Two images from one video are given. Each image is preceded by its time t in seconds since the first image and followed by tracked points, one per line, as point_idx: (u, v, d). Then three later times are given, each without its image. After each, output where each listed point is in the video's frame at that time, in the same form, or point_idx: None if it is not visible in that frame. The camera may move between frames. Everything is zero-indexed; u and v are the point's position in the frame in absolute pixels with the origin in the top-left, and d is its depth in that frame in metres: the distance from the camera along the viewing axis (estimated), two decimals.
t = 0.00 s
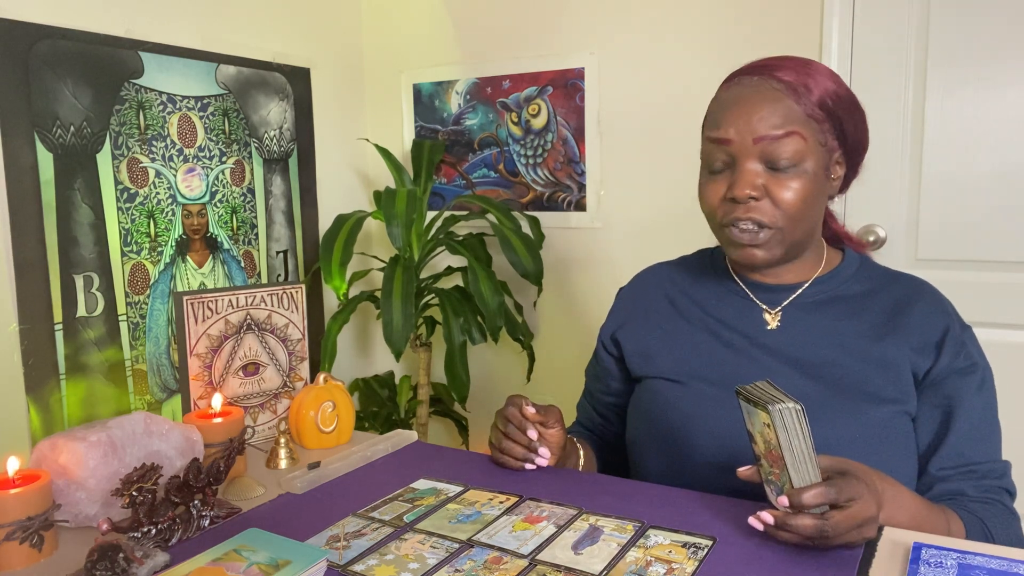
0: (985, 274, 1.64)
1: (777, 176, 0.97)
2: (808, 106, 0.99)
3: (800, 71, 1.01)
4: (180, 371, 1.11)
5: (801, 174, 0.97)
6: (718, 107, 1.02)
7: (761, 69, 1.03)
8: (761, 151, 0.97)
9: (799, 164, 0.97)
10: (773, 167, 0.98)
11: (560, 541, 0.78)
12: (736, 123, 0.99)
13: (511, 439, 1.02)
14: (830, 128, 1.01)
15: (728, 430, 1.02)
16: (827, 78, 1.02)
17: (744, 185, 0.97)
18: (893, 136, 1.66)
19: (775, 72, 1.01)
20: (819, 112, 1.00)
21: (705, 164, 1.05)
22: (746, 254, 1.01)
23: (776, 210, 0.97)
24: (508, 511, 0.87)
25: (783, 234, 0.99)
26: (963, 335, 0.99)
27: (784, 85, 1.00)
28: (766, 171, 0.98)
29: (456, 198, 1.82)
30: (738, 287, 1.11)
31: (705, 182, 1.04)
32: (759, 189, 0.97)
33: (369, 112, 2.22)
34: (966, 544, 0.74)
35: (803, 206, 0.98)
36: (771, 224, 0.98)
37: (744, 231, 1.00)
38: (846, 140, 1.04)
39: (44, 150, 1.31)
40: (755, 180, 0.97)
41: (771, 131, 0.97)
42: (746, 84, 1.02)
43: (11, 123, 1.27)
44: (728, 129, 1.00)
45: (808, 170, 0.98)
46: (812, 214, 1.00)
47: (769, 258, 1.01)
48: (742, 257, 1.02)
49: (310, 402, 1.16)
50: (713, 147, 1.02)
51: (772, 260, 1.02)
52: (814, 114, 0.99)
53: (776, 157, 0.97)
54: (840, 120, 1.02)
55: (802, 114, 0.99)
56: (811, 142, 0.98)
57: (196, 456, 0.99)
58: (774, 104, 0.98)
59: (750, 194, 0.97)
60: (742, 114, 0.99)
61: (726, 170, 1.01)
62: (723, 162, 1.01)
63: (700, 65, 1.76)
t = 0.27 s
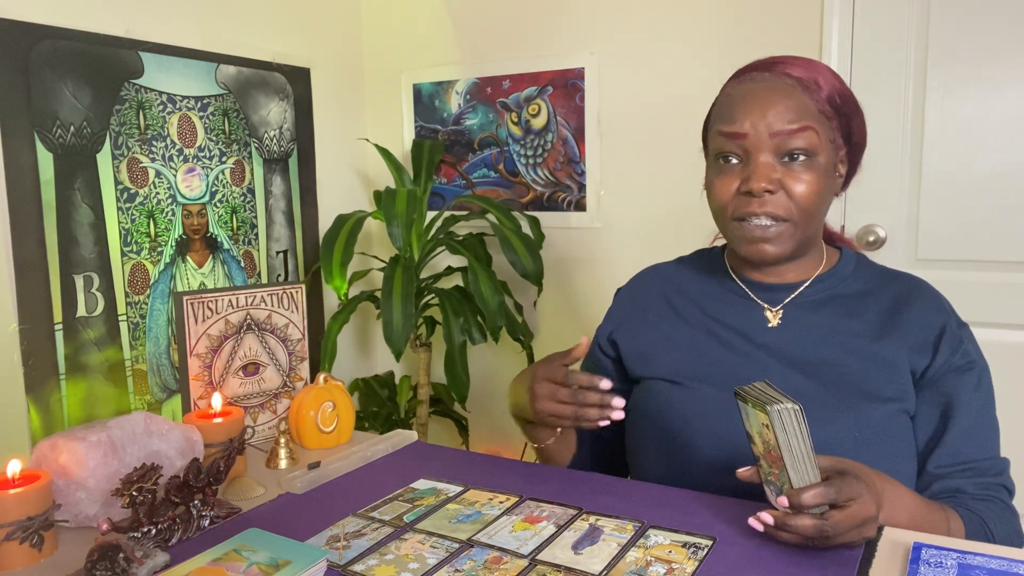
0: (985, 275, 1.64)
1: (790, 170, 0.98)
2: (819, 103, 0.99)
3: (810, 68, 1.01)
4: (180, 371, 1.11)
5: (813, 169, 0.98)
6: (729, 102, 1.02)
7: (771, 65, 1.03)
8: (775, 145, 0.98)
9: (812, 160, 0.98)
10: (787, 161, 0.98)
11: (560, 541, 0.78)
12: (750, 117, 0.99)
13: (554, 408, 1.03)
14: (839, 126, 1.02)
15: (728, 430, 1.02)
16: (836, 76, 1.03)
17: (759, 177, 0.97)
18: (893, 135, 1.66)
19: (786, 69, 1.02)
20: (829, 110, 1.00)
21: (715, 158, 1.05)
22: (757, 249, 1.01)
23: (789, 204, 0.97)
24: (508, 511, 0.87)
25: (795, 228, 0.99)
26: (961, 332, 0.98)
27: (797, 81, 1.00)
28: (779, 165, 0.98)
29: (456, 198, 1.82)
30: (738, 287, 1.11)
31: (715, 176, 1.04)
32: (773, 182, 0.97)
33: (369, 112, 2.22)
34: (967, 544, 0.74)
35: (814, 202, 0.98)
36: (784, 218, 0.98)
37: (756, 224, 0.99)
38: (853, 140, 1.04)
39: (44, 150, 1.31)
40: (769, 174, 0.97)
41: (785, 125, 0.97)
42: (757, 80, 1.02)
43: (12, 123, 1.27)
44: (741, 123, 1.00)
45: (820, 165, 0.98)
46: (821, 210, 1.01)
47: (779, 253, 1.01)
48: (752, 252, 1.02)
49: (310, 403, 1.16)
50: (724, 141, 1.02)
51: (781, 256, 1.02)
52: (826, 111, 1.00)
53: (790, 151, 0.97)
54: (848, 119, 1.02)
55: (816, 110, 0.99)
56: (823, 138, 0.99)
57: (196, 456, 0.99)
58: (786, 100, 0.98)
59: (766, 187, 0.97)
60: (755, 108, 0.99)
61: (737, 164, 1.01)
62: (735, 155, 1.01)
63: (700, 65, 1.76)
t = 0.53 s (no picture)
0: (985, 274, 1.64)
1: (749, 170, 0.98)
2: (787, 105, 0.99)
3: (784, 71, 1.01)
4: (180, 371, 1.11)
5: (773, 170, 0.97)
6: (701, 104, 1.04)
7: (748, 68, 1.04)
8: (734, 146, 0.98)
9: (772, 161, 0.97)
10: (746, 161, 0.98)
11: (560, 541, 0.78)
12: (713, 118, 1.00)
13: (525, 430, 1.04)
14: (812, 128, 1.00)
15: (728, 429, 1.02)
16: (814, 79, 1.01)
17: (714, 176, 0.98)
18: (893, 135, 1.66)
19: (759, 71, 1.02)
20: (799, 112, 0.99)
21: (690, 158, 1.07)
22: (716, 248, 1.01)
23: (744, 203, 0.97)
24: (508, 511, 0.87)
25: (751, 229, 0.99)
26: (961, 339, 0.98)
27: (767, 83, 1.00)
28: (737, 165, 0.98)
29: (456, 198, 1.82)
30: (731, 287, 1.11)
31: (686, 176, 1.06)
32: (727, 181, 0.98)
33: (369, 112, 2.23)
34: (967, 544, 0.74)
35: (773, 203, 0.98)
36: (740, 217, 0.98)
37: (712, 223, 1.00)
38: (832, 143, 1.02)
39: (44, 150, 1.31)
40: (725, 173, 0.98)
41: (745, 126, 0.98)
42: (729, 83, 1.03)
43: (12, 123, 1.27)
44: (705, 124, 1.01)
45: (782, 167, 0.98)
46: (784, 212, 0.99)
47: (741, 254, 1.01)
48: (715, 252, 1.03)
49: (310, 402, 1.16)
50: (694, 141, 1.04)
51: (745, 257, 1.02)
52: (793, 114, 0.99)
53: (749, 152, 0.98)
54: (824, 121, 1.01)
55: (781, 112, 0.99)
56: (787, 140, 0.98)
57: (196, 455, 0.99)
58: (751, 102, 0.99)
59: (718, 186, 0.97)
60: (720, 110, 1.00)
61: (703, 164, 1.03)
62: (702, 154, 1.03)
63: (701, 65, 1.76)
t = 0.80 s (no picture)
0: (985, 275, 1.64)
1: (757, 172, 0.97)
2: (789, 105, 0.99)
3: (783, 71, 1.01)
4: (180, 371, 1.11)
5: (781, 170, 0.97)
6: (702, 108, 1.04)
7: (746, 69, 1.04)
8: (740, 148, 0.98)
9: (779, 161, 0.97)
10: (753, 163, 0.98)
11: (560, 541, 0.78)
12: (716, 122, 1.00)
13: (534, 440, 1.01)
14: (816, 127, 1.00)
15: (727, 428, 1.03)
16: (812, 77, 1.02)
17: (723, 180, 0.98)
18: (893, 136, 1.66)
19: (758, 72, 1.02)
20: (801, 111, 0.99)
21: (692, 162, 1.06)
22: (727, 251, 1.01)
23: (754, 205, 0.97)
24: (508, 511, 0.87)
25: (762, 230, 0.98)
26: (964, 340, 0.98)
27: (767, 84, 1.01)
28: (745, 167, 0.98)
29: (456, 198, 1.82)
30: (732, 288, 1.11)
31: (690, 181, 1.05)
32: (736, 184, 0.97)
33: (369, 112, 2.22)
34: (967, 544, 0.74)
35: (782, 203, 0.97)
36: (750, 219, 0.98)
37: (721, 226, 0.99)
38: (836, 140, 1.03)
39: (44, 150, 1.31)
40: (733, 176, 0.98)
41: (750, 128, 0.98)
42: (730, 85, 1.03)
43: (11, 123, 1.27)
44: (709, 128, 1.01)
45: (789, 167, 0.98)
46: (794, 211, 0.99)
47: (751, 255, 1.01)
48: (725, 255, 1.02)
49: (310, 402, 1.16)
50: (696, 145, 1.03)
51: (755, 258, 1.01)
52: (796, 113, 0.99)
53: (755, 154, 0.97)
54: (826, 119, 1.01)
55: (784, 112, 0.99)
56: (793, 140, 0.98)
57: (196, 455, 0.99)
58: (754, 103, 0.99)
59: (728, 189, 0.97)
60: (723, 113, 1.00)
61: (708, 168, 1.02)
62: (706, 159, 1.02)
63: (700, 65, 1.76)
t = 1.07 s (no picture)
0: (985, 274, 1.64)
1: (763, 169, 0.97)
2: (796, 102, 0.99)
3: (790, 68, 1.01)
4: (180, 371, 1.11)
5: (787, 167, 0.97)
6: (709, 105, 1.04)
7: (753, 66, 1.04)
8: (746, 145, 0.98)
9: (786, 158, 0.97)
10: (760, 160, 0.98)
11: (560, 541, 0.78)
12: (722, 119, 1.00)
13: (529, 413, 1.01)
14: (823, 124, 1.00)
15: (727, 428, 1.03)
16: (820, 74, 1.02)
17: (729, 177, 0.98)
18: (892, 136, 1.66)
19: (765, 70, 1.02)
20: (809, 108, 0.99)
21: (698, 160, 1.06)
22: (734, 249, 1.01)
23: (761, 203, 0.97)
24: (508, 511, 0.87)
25: (769, 228, 0.98)
26: (970, 342, 0.98)
27: (774, 81, 1.01)
28: (751, 165, 0.98)
29: (456, 198, 1.82)
30: (737, 288, 1.11)
31: (696, 179, 1.05)
32: (743, 181, 0.97)
33: (369, 112, 2.23)
34: (967, 544, 0.74)
35: (789, 201, 0.97)
36: (757, 217, 0.97)
37: (728, 224, 0.99)
38: (843, 137, 1.03)
39: (44, 150, 1.31)
40: (739, 174, 0.98)
41: (757, 125, 0.98)
42: (736, 82, 1.03)
43: (11, 124, 1.27)
44: (715, 125, 1.01)
45: (795, 164, 0.98)
46: (802, 208, 0.99)
47: (759, 253, 1.00)
48: (731, 253, 1.02)
49: (310, 402, 1.16)
50: (702, 143, 1.03)
51: (762, 257, 1.01)
52: (803, 110, 0.99)
53: (762, 151, 0.97)
54: (834, 116, 1.01)
55: (790, 109, 0.99)
56: (799, 137, 0.98)
57: (195, 455, 0.99)
58: (761, 100, 0.99)
59: (734, 186, 0.97)
60: (729, 110, 1.00)
61: (715, 166, 1.02)
62: (712, 156, 1.02)
63: (700, 65, 1.76)
